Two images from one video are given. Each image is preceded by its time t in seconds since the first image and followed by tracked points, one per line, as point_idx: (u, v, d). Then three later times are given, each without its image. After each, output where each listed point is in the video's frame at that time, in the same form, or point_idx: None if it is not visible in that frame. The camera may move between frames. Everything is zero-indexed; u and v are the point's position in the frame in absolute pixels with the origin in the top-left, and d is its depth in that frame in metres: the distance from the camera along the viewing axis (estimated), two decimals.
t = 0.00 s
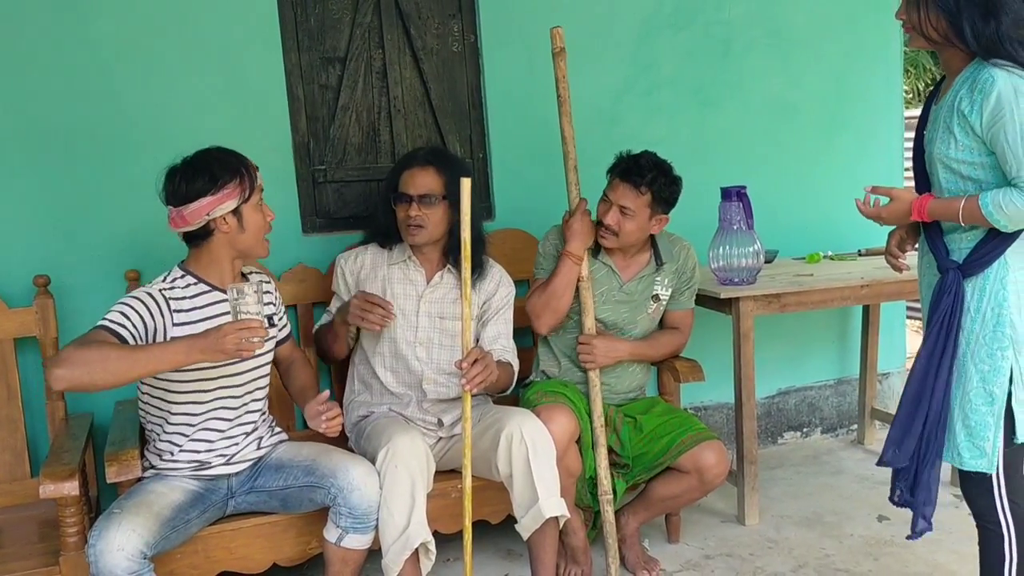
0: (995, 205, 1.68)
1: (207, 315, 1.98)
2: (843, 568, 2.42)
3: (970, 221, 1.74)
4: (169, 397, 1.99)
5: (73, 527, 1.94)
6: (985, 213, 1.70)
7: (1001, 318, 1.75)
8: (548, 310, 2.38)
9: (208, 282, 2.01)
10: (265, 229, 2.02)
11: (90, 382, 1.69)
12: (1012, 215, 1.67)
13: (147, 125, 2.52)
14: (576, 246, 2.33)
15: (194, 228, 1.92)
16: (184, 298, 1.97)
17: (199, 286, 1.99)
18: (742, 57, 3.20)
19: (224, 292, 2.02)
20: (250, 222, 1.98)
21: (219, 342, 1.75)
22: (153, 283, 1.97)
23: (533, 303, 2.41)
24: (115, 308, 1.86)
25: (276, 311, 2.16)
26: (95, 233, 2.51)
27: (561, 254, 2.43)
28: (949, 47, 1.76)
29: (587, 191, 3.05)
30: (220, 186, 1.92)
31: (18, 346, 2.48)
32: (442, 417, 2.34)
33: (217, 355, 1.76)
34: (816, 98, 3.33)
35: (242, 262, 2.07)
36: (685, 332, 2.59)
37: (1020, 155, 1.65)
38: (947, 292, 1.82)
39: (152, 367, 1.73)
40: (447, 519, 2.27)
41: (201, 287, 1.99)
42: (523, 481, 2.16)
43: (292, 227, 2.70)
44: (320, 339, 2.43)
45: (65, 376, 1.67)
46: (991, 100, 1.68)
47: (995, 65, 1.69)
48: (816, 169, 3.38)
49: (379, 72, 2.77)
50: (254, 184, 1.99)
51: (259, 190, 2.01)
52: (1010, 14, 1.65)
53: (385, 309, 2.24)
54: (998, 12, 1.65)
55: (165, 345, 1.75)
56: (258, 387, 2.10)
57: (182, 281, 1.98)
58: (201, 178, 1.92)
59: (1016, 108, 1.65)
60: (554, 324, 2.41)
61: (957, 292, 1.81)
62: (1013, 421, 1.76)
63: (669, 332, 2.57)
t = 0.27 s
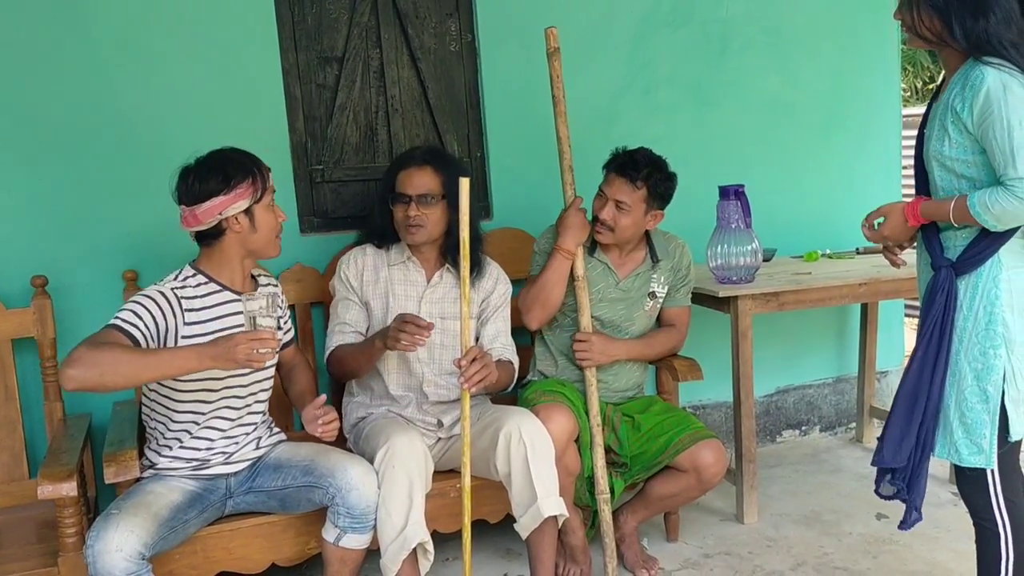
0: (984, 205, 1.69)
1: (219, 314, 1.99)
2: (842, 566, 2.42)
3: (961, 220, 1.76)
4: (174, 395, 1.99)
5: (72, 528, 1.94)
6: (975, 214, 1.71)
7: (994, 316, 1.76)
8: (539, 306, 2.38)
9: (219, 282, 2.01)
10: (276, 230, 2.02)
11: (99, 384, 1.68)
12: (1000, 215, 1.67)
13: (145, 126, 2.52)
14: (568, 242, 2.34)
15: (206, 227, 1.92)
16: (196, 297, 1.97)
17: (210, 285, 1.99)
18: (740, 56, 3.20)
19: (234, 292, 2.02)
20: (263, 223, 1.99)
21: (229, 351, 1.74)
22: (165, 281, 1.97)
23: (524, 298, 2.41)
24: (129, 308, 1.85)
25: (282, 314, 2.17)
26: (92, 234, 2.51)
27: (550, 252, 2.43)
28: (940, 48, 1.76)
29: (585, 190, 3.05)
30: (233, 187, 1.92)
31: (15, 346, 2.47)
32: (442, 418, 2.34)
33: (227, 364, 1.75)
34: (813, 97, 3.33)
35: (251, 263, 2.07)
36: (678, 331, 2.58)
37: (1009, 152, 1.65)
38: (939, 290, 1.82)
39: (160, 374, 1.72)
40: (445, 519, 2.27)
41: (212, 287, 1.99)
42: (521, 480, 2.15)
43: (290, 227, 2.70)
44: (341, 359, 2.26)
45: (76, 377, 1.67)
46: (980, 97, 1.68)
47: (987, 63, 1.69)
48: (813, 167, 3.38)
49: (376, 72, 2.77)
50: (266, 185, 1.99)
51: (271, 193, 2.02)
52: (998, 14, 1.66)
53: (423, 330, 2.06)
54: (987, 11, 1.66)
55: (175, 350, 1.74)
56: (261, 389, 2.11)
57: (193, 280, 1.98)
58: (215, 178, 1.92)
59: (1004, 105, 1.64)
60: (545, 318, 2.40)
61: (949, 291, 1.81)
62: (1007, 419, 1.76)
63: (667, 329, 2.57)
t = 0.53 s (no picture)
0: (969, 205, 1.70)
1: (219, 316, 1.99)
2: (843, 567, 2.42)
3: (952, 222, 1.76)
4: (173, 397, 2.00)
5: (72, 530, 1.94)
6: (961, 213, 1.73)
7: (987, 316, 1.76)
8: (535, 308, 2.38)
9: (218, 284, 2.01)
10: (274, 233, 2.02)
11: (112, 390, 1.68)
12: (986, 215, 1.67)
13: (145, 127, 2.52)
14: (567, 243, 2.31)
15: (203, 227, 1.93)
16: (195, 299, 1.97)
17: (209, 287, 1.99)
18: (739, 56, 3.20)
19: (233, 294, 2.03)
20: (260, 225, 1.98)
21: (240, 357, 1.74)
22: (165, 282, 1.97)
23: (522, 300, 2.42)
24: (130, 313, 1.86)
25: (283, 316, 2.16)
26: (92, 236, 2.51)
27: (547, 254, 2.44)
28: (933, 47, 1.77)
29: (585, 191, 3.05)
30: (230, 188, 1.92)
31: (15, 348, 2.47)
32: (444, 420, 2.35)
33: (238, 369, 1.75)
34: (813, 97, 3.33)
35: (251, 265, 2.07)
36: (680, 330, 2.59)
37: (993, 151, 1.65)
38: (933, 291, 1.83)
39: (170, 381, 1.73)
40: (446, 520, 2.27)
41: (212, 289, 2.00)
42: (520, 482, 2.15)
43: (290, 228, 2.70)
44: (363, 365, 2.18)
45: (88, 383, 1.67)
46: (965, 96, 1.68)
47: (974, 64, 1.69)
48: (813, 167, 3.38)
49: (376, 73, 2.77)
50: (265, 188, 1.99)
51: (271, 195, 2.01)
52: (987, 14, 1.65)
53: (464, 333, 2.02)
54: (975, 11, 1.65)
55: (187, 355, 1.74)
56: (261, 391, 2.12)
57: (192, 282, 1.98)
58: (212, 178, 1.92)
59: (988, 103, 1.64)
60: (540, 319, 2.40)
61: (943, 291, 1.82)
62: (1001, 420, 1.76)
63: (666, 330, 2.57)
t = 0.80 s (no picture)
0: (943, 203, 1.71)
1: (208, 316, 1.99)
2: (842, 568, 2.42)
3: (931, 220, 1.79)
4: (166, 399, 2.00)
5: (70, 532, 1.94)
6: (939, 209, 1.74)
7: (979, 317, 1.76)
8: (536, 313, 2.39)
9: (207, 283, 2.01)
10: (261, 230, 2.01)
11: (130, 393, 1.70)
12: (957, 213, 1.69)
13: (143, 128, 2.52)
14: (563, 248, 2.32)
15: (189, 226, 1.93)
16: (186, 299, 1.97)
17: (198, 287, 1.99)
18: (737, 58, 3.20)
19: (222, 293, 2.03)
20: (244, 222, 1.97)
21: (256, 356, 1.75)
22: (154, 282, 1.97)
23: (522, 306, 2.43)
24: (126, 313, 1.86)
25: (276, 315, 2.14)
26: (90, 236, 2.51)
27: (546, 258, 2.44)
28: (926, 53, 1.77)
29: (584, 192, 3.05)
30: (212, 185, 1.92)
31: (13, 350, 2.47)
32: (445, 421, 2.35)
33: (254, 369, 1.76)
34: (811, 98, 3.33)
35: (241, 263, 2.06)
36: (679, 332, 2.59)
37: (968, 151, 1.65)
38: (927, 291, 1.84)
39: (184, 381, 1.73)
40: (445, 521, 2.28)
41: (201, 288, 1.99)
42: (518, 483, 2.15)
43: (288, 229, 2.70)
44: (372, 370, 2.16)
45: (107, 385, 1.68)
46: (948, 95, 1.69)
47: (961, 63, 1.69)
48: (812, 168, 3.38)
49: (375, 74, 2.77)
50: (249, 185, 1.98)
51: (255, 191, 2.00)
52: (972, 14, 1.66)
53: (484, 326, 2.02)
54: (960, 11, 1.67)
55: (203, 357, 1.75)
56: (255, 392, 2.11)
57: (180, 281, 1.98)
58: (196, 177, 1.92)
59: (968, 103, 1.65)
60: (543, 325, 2.42)
61: (936, 290, 1.82)
62: (993, 421, 1.76)
63: (664, 332, 2.57)
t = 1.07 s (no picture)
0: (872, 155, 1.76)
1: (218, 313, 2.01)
2: (838, 568, 2.42)
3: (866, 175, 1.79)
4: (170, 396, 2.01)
5: (67, 531, 1.94)
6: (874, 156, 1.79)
7: (975, 318, 1.76)
8: (536, 314, 2.39)
9: (210, 280, 2.01)
10: (263, 230, 2.00)
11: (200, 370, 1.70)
12: (876, 167, 1.74)
13: (141, 127, 2.51)
14: (562, 250, 2.32)
15: (190, 224, 1.93)
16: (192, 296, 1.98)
17: (204, 284, 2.00)
18: (735, 58, 3.20)
19: (224, 291, 2.03)
20: (245, 222, 1.97)
21: (313, 331, 1.76)
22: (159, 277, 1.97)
23: (521, 307, 2.43)
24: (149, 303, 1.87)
25: (276, 315, 2.14)
26: (87, 235, 2.50)
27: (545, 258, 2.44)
28: (930, 54, 1.76)
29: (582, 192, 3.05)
30: (213, 184, 1.92)
31: (10, 349, 2.47)
32: (451, 422, 2.35)
33: (313, 345, 1.77)
34: (809, 99, 3.33)
35: (243, 263, 2.07)
36: (677, 333, 2.59)
37: (922, 128, 1.69)
38: (924, 291, 1.84)
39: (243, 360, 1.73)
40: (442, 521, 2.28)
41: (205, 284, 2.00)
42: (518, 482, 2.15)
43: (286, 229, 2.69)
44: (377, 374, 2.17)
45: (173, 364, 1.68)
46: (940, 81, 1.71)
47: (961, 61, 1.68)
48: (809, 169, 3.38)
49: (373, 74, 2.77)
50: (251, 185, 1.97)
51: (258, 193, 2.00)
52: (970, 13, 1.65)
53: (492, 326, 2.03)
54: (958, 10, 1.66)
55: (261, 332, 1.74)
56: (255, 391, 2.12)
57: (186, 278, 1.99)
58: (198, 175, 1.92)
59: (946, 94, 1.68)
60: (541, 326, 2.42)
61: (932, 290, 1.83)
62: (990, 421, 1.76)
63: (662, 334, 2.57)
